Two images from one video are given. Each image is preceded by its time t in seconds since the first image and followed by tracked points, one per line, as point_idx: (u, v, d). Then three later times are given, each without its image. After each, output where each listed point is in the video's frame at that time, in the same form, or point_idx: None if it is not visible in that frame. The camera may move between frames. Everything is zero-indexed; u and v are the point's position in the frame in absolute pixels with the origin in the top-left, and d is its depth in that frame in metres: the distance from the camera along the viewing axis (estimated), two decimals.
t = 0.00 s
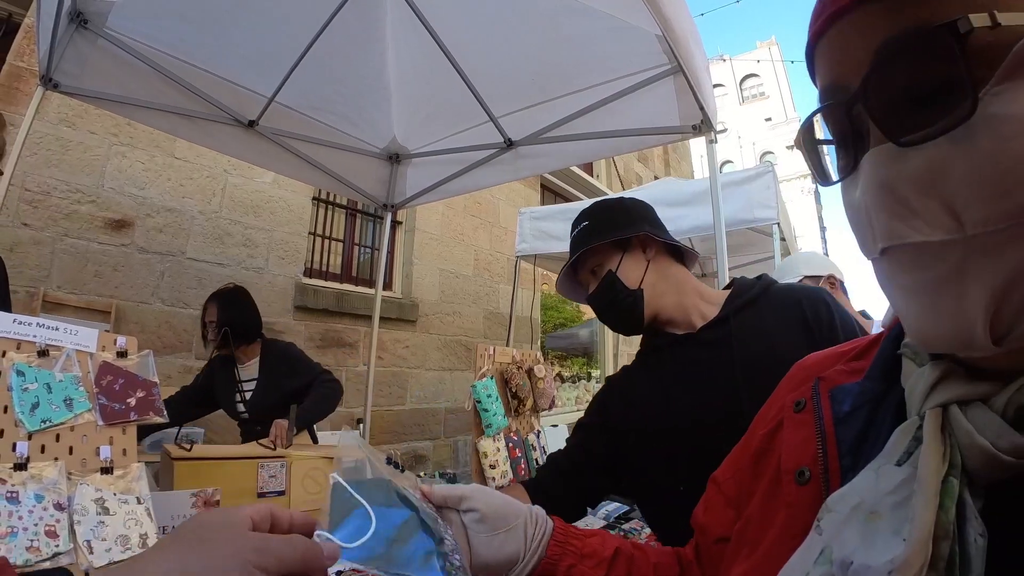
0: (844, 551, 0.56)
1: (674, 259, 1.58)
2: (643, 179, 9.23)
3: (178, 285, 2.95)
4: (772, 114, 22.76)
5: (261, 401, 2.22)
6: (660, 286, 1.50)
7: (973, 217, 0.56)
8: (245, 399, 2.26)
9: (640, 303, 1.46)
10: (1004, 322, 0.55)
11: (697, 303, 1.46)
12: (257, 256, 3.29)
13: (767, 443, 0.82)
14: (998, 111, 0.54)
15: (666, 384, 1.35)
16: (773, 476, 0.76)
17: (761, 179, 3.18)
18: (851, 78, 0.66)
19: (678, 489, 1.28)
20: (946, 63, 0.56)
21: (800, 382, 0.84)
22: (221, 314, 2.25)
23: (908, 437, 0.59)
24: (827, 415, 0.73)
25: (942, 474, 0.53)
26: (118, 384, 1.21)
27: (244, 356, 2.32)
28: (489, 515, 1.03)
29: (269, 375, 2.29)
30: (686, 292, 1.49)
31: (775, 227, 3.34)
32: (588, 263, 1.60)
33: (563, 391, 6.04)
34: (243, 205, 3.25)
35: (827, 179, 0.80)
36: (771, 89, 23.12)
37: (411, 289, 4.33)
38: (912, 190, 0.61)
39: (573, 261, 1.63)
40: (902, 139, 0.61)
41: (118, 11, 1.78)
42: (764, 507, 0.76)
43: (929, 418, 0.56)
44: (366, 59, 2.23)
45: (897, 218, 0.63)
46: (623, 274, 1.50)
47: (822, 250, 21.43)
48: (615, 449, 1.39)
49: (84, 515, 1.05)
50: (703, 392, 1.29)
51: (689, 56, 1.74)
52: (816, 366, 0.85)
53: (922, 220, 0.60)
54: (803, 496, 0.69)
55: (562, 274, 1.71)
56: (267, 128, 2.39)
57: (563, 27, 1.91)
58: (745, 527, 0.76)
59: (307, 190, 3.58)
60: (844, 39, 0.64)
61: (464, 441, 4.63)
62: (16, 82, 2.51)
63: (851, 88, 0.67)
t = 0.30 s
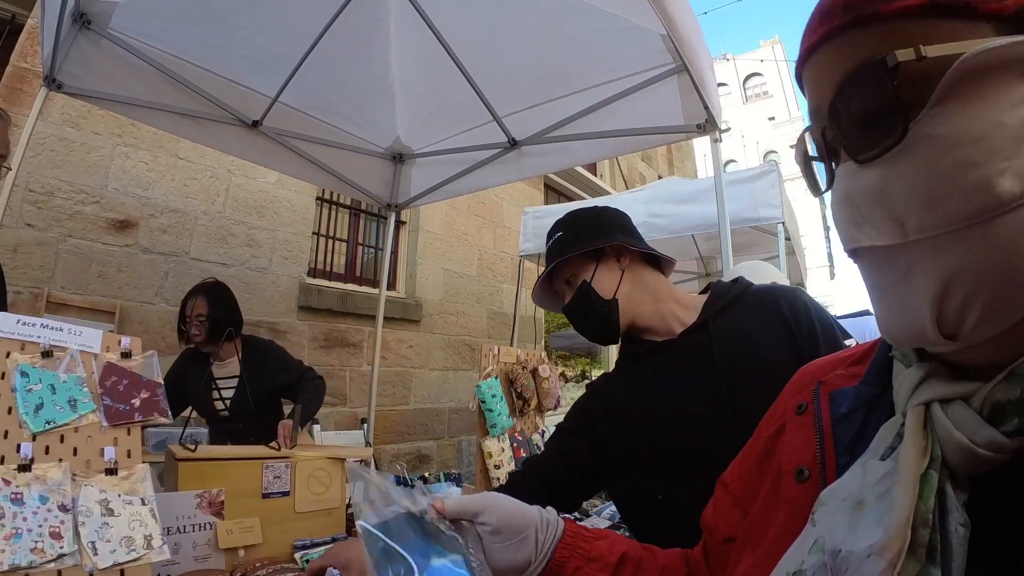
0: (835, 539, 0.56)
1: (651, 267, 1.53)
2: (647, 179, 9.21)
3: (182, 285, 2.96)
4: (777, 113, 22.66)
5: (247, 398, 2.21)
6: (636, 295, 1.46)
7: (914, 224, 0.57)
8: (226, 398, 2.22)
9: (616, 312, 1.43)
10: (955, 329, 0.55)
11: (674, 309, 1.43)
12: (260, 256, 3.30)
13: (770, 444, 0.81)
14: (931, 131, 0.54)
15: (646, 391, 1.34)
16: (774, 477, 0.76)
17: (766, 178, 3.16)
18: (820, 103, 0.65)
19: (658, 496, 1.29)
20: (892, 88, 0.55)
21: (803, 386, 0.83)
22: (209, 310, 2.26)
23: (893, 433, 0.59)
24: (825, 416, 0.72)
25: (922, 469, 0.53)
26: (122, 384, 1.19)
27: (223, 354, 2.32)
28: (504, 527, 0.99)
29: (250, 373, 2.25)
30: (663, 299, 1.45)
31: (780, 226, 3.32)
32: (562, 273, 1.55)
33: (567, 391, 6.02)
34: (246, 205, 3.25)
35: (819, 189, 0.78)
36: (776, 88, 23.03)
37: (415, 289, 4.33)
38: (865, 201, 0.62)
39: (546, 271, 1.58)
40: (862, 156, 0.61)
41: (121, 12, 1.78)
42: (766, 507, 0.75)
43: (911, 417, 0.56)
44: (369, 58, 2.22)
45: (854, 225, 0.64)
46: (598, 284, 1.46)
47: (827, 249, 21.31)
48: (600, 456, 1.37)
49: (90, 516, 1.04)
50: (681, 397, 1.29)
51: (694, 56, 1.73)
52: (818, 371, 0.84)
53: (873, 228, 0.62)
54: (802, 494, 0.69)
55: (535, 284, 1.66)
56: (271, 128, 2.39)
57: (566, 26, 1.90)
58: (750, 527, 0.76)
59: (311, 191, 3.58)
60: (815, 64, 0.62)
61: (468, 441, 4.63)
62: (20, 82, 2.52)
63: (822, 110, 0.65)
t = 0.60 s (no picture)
0: (811, 526, 0.59)
1: (639, 272, 1.52)
2: (649, 178, 9.19)
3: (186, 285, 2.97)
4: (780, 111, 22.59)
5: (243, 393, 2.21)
6: (622, 301, 1.45)
7: (871, 245, 0.58)
8: (221, 393, 2.20)
9: (602, 319, 1.41)
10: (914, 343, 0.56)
11: (662, 314, 1.43)
12: (263, 256, 3.30)
13: (768, 446, 0.82)
14: (878, 165, 0.56)
15: (635, 397, 1.34)
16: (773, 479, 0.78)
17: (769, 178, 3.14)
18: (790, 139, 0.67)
19: (648, 500, 1.31)
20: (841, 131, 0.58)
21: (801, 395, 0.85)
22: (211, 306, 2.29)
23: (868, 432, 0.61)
24: (819, 420, 0.75)
25: (890, 463, 0.55)
26: (126, 385, 1.19)
27: (217, 348, 2.32)
28: (501, 558, 1.00)
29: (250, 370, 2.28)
30: (650, 304, 1.45)
31: (783, 225, 3.31)
32: (549, 280, 1.54)
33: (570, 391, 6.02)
34: (249, 205, 3.26)
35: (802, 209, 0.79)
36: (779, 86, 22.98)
37: (417, 289, 4.34)
38: (829, 227, 0.64)
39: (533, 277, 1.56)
40: (826, 188, 0.63)
41: (122, 13, 1.79)
42: (767, 509, 0.77)
43: (883, 414, 0.58)
44: (370, 58, 2.22)
45: (820, 248, 0.66)
46: (583, 291, 1.45)
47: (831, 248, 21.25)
48: (600, 458, 1.37)
49: (93, 516, 1.04)
50: (675, 399, 1.29)
51: (696, 54, 1.72)
52: (814, 380, 0.86)
53: (836, 251, 0.63)
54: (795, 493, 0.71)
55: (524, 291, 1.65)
56: (274, 128, 2.40)
57: (567, 26, 1.89)
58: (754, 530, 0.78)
59: (313, 191, 3.59)
60: (784, 108, 0.65)
61: (471, 440, 4.63)
62: (23, 84, 2.53)
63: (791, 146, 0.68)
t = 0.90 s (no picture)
0: (793, 509, 0.61)
1: (635, 272, 1.51)
2: (651, 177, 9.18)
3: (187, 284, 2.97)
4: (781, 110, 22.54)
5: (245, 390, 2.24)
6: (619, 301, 1.44)
7: (847, 247, 0.60)
8: (219, 389, 2.21)
9: (598, 320, 1.41)
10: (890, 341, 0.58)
11: (659, 314, 1.42)
12: (264, 255, 3.30)
13: (764, 445, 0.83)
14: (850, 171, 0.58)
15: (632, 394, 1.35)
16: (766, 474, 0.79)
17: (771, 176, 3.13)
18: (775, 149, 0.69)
19: (645, 501, 1.31)
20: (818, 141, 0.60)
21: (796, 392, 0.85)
22: (208, 304, 2.25)
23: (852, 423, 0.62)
24: (810, 416, 0.75)
25: (869, 452, 0.56)
26: (126, 383, 1.19)
27: (216, 346, 2.32)
28: (501, 558, 0.98)
29: (250, 366, 2.30)
30: (646, 305, 1.44)
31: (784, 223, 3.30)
32: (546, 280, 1.53)
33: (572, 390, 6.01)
34: (250, 205, 3.26)
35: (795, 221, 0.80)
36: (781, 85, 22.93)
37: (418, 288, 4.34)
38: (810, 232, 0.66)
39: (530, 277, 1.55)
40: (808, 193, 0.64)
41: (123, 13, 1.79)
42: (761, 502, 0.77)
43: (865, 407, 0.59)
44: (371, 57, 2.22)
45: (804, 251, 0.67)
46: (580, 291, 1.44)
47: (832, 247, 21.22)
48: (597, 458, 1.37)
49: (93, 515, 1.04)
50: (670, 396, 1.30)
51: (697, 52, 1.71)
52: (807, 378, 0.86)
53: (817, 253, 0.65)
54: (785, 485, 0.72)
55: (522, 291, 1.64)
56: (274, 127, 2.40)
57: (569, 24, 1.89)
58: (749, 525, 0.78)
59: (314, 190, 3.58)
60: (769, 120, 0.67)
61: (472, 439, 4.63)
62: (24, 83, 2.53)
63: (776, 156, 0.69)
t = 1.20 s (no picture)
0: (796, 508, 0.60)
1: (639, 270, 1.50)
2: (651, 176, 9.17)
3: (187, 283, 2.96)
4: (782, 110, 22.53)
5: (244, 387, 2.23)
6: (625, 298, 1.42)
7: (854, 247, 0.59)
8: (218, 386, 2.20)
9: (605, 317, 1.38)
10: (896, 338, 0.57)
11: (665, 314, 1.40)
12: (265, 255, 3.29)
13: (765, 444, 0.82)
14: (856, 171, 0.57)
15: (633, 391, 1.33)
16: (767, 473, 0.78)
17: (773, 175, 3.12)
18: (780, 149, 0.68)
19: (643, 501, 1.30)
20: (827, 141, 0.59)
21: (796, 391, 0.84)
22: (200, 305, 2.21)
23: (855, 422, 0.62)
24: (812, 415, 0.74)
25: (874, 450, 0.56)
26: (126, 383, 1.18)
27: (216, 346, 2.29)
28: (499, 562, 0.97)
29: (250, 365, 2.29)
30: (652, 302, 1.43)
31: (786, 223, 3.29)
32: (549, 277, 1.51)
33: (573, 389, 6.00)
34: (250, 204, 3.25)
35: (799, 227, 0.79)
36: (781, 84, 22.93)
37: (418, 287, 4.33)
38: (815, 230, 0.64)
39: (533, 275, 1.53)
40: (814, 193, 0.63)
41: (123, 11, 1.78)
42: (762, 502, 0.76)
43: (868, 406, 0.58)
44: (372, 56, 2.20)
45: (809, 250, 0.66)
46: (585, 287, 1.42)
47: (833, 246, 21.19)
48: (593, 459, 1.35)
49: (93, 516, 1.03)
50: (671, 395, 1.29)
51: (700, 51, 1.70)
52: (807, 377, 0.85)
53: (823, 252, 0.64)
54: (787, 484, 0.71)
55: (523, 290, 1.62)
56: (275, 126, 2.39)
57: (571, 23, 1.87)
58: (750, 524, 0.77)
59: (315, 189, 3.57)
60: (775, 118, 0.66)
61: (473, 439, 4.62)
62: (24, 82, 2.52)
63: (781, 157, 0.68)
